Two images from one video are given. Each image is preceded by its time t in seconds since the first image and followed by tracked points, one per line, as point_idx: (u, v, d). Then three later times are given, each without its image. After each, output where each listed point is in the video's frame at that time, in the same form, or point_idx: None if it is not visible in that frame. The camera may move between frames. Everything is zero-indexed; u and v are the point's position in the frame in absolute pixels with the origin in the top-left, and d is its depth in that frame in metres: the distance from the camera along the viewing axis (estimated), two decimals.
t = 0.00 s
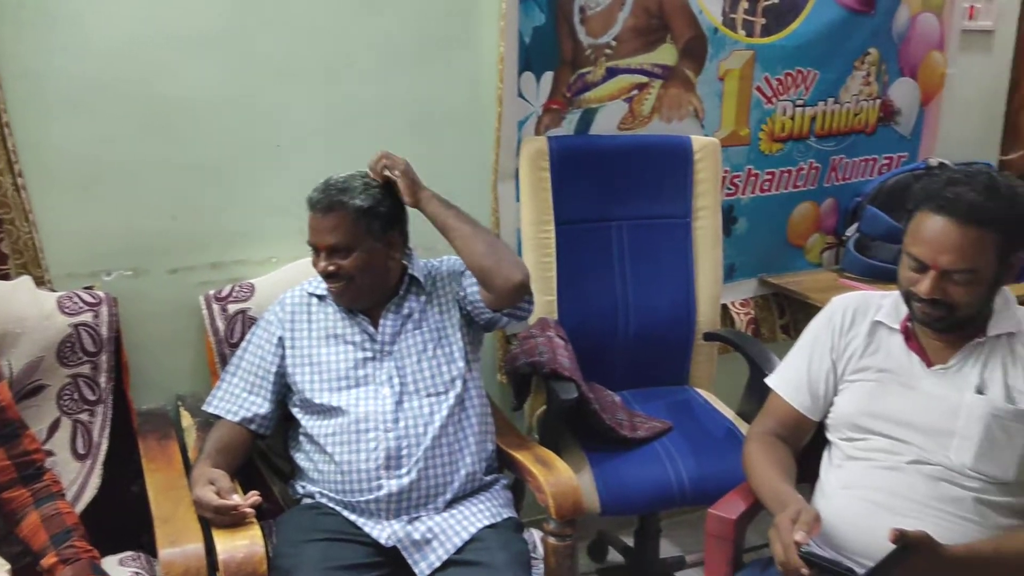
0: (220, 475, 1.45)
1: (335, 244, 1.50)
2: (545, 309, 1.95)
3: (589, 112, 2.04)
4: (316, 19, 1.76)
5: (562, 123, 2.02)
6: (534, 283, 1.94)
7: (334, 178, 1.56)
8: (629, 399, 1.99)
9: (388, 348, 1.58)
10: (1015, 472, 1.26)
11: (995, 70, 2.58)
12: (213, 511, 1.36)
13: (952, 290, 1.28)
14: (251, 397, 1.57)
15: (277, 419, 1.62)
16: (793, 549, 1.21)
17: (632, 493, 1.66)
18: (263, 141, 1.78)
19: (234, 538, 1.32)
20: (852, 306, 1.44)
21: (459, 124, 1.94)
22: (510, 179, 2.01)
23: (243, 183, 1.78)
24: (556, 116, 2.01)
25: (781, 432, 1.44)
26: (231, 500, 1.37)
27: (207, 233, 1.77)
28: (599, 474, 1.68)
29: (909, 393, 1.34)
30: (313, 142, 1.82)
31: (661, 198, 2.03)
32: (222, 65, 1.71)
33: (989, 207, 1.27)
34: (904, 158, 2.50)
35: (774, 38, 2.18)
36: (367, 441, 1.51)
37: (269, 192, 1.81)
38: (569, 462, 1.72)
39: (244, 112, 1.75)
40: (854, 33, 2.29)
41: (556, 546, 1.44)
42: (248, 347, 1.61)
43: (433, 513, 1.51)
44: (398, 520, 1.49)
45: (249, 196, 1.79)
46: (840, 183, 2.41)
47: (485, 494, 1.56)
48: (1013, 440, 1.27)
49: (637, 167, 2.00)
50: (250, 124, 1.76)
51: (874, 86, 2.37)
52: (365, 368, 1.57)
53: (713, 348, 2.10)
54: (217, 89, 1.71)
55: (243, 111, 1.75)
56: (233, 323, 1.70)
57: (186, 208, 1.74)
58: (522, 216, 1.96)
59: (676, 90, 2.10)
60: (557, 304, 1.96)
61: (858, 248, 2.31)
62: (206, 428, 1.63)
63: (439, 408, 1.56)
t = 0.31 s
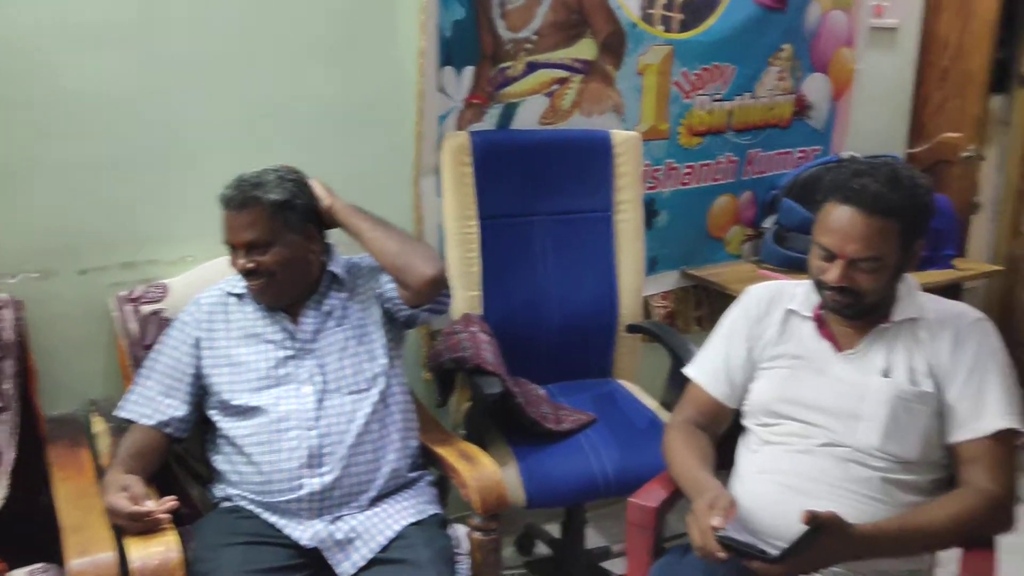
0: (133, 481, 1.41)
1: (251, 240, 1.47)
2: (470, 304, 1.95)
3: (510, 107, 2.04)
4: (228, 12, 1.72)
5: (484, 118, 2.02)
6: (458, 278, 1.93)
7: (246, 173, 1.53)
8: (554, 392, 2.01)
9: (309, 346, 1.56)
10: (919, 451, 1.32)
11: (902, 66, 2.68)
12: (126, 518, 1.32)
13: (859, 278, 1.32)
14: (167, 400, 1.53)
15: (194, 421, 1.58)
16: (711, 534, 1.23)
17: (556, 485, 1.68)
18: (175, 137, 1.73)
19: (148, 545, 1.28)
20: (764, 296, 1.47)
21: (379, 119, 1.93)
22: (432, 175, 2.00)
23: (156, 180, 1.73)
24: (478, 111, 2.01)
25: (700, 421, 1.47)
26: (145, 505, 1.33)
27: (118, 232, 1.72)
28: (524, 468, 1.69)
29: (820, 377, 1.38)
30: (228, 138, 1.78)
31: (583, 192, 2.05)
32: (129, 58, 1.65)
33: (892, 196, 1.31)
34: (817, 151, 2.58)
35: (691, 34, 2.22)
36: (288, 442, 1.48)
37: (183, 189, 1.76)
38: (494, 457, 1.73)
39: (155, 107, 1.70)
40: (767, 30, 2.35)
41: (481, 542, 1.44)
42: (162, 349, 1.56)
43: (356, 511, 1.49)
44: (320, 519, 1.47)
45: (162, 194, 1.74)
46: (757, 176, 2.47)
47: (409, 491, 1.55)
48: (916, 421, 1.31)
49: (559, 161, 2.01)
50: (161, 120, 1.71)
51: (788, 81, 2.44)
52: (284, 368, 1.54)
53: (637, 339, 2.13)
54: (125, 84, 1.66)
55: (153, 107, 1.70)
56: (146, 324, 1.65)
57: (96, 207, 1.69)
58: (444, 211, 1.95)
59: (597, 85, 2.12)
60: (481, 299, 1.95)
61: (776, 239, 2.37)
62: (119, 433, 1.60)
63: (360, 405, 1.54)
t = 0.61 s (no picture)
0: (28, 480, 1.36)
1: (149, 228, 1.43)
2: (379, 292, 1.94)
3: (416, 94, 2.03)
4: None
5: (389, 105, 2.00)
6: (366, 266, 1.92)
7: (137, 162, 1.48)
8: (467, 378, 2.02)
9: (214, 337, 1.52)
10: (812, 420, 1.34)
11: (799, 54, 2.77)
12: (21, 518, 1.27)
13: (754, 257, 1.34)
14: (65, 396, 1.47)
15: (94, 417, 1.52)
16: (617, 508, 1.25)
17: (469, 469, 1.68)
18: (63, 123, 1.67)
19: (46, 544, 1.24)
20: (667, 278, 1.48)
21: (281, 105, 1.89)
22: (338, 162, 1.97)
23: (45, 169, 1.67)
24: (382, 98, 1.99)
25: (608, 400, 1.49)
26: (42, 504, 1.28)
27: (7, 223, 1.65)
28: (437, 453, 1.69)
29: (721, 354, 1.40)
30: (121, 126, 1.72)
31: (491, 178, 2.05)
32: (11, 41, 1.59)
33: (784, 176, 1.33)
34: (720, 137, 2.65)
35: (593, 21, 2.25)
36: (193, 435, 1.45)
37: (75, 178, 1.70)
38: (406, 443, 1.72)
39: (41, 92, 1.64)
40: (668, 18, 2.40)
41: (393, 528, 1.43)
42: (58, 343, 1.49)
43: (266, 503, 1.47)
44: (229, 512, 1.44)
45: (53, 183, 1.68)
46: (662, 161, 2.53)
47: (322, 480, 1.53)
48: (811, 393, 1.34)
49: (466, 147, 2.01)
50: (48, 106, 1.65)
51: (690, 68, 2.50)
52: (188, 361, 1.50)
53: (547, 324, 2.15)
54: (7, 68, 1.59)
55: (39, 92, 1.63)
56: (40, 319, 1.58)
57: None
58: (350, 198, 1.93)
59: (502, 72, 2.13)
60: (390, 287, 1.95)
61: (681, 223, 2.43)
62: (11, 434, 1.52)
63: (268, 394, 1.52)
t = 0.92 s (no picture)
0: None
1: (77, 207, 1.40)
2: (313, 275, 1.93)
3: (347, 76, 2.02)
4: None
5: (320, 88, 1.99)
6: (300, 250, 1.92)
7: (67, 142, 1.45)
8: (405, 359, 2.03)
9: (145, 324, 1.50)
10: (737, 389, 1.34)
11: (726, 38, 2.84)
12: None
13: (682, 234, 1.35)
14: None
15: (20, 405, 1.49)
16: (550, 479, 1.25)
17: (409, 448, 1.70)
18: None
19: None
20: (599, 255, 1.48)
21: (210, 87, 1.86)
22: (270, 144, 1.95)
23: None
24: (314, 80, 1.98)
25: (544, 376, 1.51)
26: None
27: None
28: (376, 433, 1.70)
29: (650, 327, 1.39)
30: (43, 108, 1.68)
31: (425, 160, 2.05)
32: None
33: (712, 154, 1.34)
34: (651, 119, 2.70)
35: (525, 5, 2.27)
36: (125, 422, 1.43)
37: None
38: (344, 424, 1.73)
39: None
40: (598, 2, 2.44)
41: (331, 507, 1.43)
42: None
43: (202, 487, 1.46)
44: (164, 496, 1.43)
45: None
46: (594, 144, 2.57)
47: (259, 462, 1.53)
48: (736, 363, 1.34)
49: (400, 130, 2.01)
50: None
51: (620, 52, 2.54)
52: (117, 347, 1.47)
53: (484, 304, 2.17)
54: None
55: None
56: None
57: None
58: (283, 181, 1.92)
59: (434, 54, 2.13)
60: (325, 269, 1.94)
61: (614, 205, 2.48)
62: None
63: (202, 381, 1.51)
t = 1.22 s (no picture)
0: None
1: (87, 198, 1.38)
2: (296, 266, 1.93)
3: (328, 66, 2.02)
4: None
5: (301, 77, 1.98)
6: (283, 240, 1.91)
7: (91, 128, 1.44)
8: (389, 350, 2.02)
9: (131, 319, 1.47)
10: (718, 376, 1.34)
11: (706, 30, 2.85)
12: None
13: (663, 223, 1.35)
14: None
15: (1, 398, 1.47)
16: (532, 466, 1.24)
17: (393, 438, 1.69)
18: None
19: None
20: (580, 243, 1.49)
21: (191, 77, 1.85)
22: (251, 134, 1.94)
23: None
24: (295, 70, 1.97)
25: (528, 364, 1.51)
26: None
27: None
28: (359, 424, 1.69)
29: (631, 317, 1.39)
30: (20, 97, 1.66)
31: (406, 150, 2.05)
32: None
33: (691, 143, 1.35)
34: (631, 111, 2.71)
35: None
36: (108, 415, 1.43)
37: None
38: (327, 413, 1.71)
39: None
40: None
41: (314, 495, 1.43)
42: None
43: (185, 477, 1.45)
44: (147, 487, 1.42)
45: None
46: (575, 135, 2.58)
47: (242, 451, 1.52)
48: (715, 351, 1.33)
49: (382, 120, 2.00)
50: None
51: (601, 44, 2.55)
52: (101, 341, 1.45)
53: (467, 295, 2.17)
54: None
55: None
56: None
57: None
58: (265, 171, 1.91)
59: (415, 45, 2.13)
60: (308, 259, 1.94)
61: (596, 196, 2.49)
62: None
63: (184, 374, 1.50)
